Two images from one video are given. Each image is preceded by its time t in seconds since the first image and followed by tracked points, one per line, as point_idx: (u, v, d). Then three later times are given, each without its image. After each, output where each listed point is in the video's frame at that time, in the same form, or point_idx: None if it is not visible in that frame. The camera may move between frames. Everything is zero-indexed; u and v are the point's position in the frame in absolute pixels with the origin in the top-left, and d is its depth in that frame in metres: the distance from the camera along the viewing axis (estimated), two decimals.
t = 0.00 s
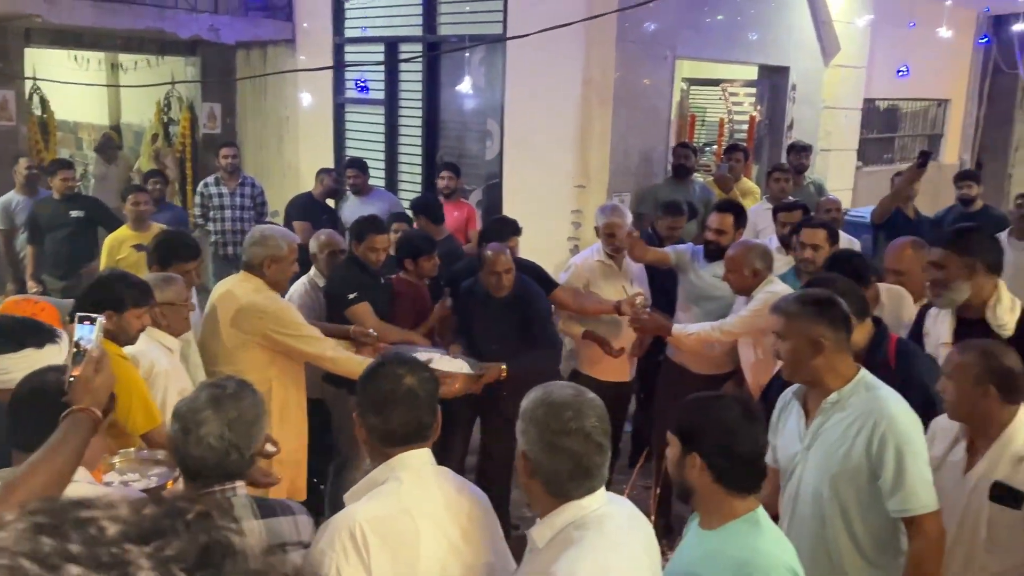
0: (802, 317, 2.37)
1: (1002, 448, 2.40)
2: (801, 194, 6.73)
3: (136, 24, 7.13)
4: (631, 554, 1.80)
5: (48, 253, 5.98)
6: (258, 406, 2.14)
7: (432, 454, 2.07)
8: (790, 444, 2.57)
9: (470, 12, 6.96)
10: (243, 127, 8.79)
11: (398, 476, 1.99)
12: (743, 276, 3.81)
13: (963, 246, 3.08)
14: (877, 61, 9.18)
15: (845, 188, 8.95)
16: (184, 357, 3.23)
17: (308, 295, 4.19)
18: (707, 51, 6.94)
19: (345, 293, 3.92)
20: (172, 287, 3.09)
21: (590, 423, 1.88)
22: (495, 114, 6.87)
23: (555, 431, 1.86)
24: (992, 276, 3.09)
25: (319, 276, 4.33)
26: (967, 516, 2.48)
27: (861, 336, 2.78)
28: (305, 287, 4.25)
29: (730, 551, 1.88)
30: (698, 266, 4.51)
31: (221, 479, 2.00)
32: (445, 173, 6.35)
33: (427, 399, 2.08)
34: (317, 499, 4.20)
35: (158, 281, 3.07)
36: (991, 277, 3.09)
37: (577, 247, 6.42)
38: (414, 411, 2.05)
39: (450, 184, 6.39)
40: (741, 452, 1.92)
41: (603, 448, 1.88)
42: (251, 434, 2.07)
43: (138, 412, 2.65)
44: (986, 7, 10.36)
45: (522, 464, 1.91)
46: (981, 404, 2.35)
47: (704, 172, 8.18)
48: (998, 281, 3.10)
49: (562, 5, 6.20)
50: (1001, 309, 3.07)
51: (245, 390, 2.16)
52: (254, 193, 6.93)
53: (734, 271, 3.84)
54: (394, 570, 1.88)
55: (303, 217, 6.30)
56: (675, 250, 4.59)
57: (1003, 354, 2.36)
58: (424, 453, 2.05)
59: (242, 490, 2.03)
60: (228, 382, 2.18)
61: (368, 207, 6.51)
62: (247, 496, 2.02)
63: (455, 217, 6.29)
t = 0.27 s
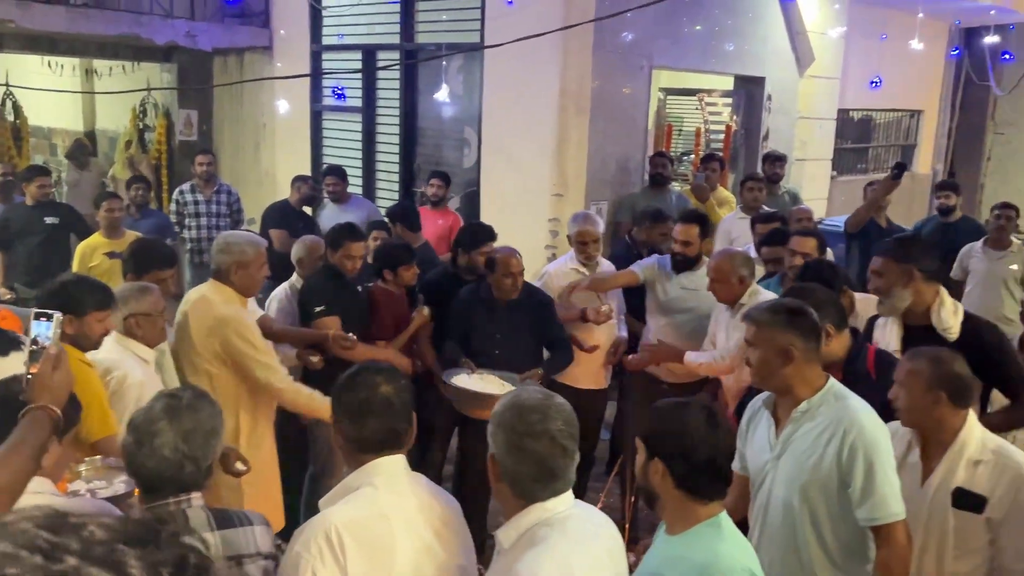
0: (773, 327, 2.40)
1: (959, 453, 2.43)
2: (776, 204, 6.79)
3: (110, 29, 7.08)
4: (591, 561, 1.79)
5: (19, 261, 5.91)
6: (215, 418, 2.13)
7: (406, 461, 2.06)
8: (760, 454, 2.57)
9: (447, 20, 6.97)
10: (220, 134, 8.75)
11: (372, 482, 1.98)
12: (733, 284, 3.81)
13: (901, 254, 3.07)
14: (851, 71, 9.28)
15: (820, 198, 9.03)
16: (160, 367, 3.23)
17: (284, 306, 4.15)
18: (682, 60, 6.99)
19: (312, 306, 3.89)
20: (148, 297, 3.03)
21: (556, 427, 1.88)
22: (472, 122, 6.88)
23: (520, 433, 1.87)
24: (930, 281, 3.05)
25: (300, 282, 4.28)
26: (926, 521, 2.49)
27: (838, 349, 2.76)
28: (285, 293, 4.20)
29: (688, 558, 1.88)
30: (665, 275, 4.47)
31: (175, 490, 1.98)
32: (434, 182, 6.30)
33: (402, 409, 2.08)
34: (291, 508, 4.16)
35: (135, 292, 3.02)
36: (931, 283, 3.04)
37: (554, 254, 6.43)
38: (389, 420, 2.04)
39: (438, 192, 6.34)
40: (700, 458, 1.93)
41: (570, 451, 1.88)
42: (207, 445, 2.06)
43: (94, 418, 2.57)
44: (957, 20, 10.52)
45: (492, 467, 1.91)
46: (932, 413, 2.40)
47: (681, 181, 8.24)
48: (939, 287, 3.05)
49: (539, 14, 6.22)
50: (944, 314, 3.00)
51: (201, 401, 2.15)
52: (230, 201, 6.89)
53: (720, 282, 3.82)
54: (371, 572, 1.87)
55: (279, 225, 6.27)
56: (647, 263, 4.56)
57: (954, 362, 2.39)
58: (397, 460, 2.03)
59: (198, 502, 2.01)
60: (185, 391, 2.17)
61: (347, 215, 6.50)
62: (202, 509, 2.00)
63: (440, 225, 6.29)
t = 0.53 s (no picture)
0: (749, 338, 2.36)
1: (921, 461, 2.45)
2: (755, 212, 6.83)
3: (87, 34, 7.03)
4: (558, 566, 1.79)
5: None
6: (174, 427, 2.12)
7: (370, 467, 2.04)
8: (739, 465, 2.56)
9: (427, 28, 6.98)
10: (199, 140, 8.71)
11: (333, 491, 1.96)
12: (729, 294, 3.72)
13: (855, 262, 3.06)
14: (829, 82, 9.37)
15: (799, 206, 9.11)
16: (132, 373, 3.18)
17: (264, 312, 4.14)
18: (662, 69, 7.03)
19: (291, 330, 3.86)
20: (126, 309, 2.94)
21: (526, 430, 1.88)
22: (453, 129, 6.88)
23: (488, 436, 1.87)
24: (886, 288, 3.06)
25: (283, 287, 4.24)
26: (892, 530, 2.51)
27: (826, 356, 2.71)
28: (266, 298, 4.18)
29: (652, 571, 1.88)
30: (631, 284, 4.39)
31: (136, 500, 1.96)
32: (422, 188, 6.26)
33: (366, 416, 2.05)
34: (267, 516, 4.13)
35: (113, 302, 2.93)
36: (884, 289, 3.06)
37: (534, 262, 6.44)
38: (352, 429, 2.01)
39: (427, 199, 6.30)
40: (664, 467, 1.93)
41: (538, 456, 1.88)
42: (166, 455, 2.04)
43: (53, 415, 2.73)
44: (933, 31, 10.65)
45: (464, 475, 1.91)
46: (891, 421, 2.41)
47: (661, 189, 8.29)
48: (893, 293, 3.08)
49: (519, 22, 6.23)
50: (900, 319, 3.03)
51: (160, 409, 2.14)
52: (208, 207, 6.84)
53: (714, 294, 3.73)
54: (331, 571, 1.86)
55: (258, 231, 6.23)
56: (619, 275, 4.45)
57: (910, 370, 2.39)
58: (360, 467, 2.01)
59: (158, 511, 1.97)
60: (140, 400, 2.16)
61: (329, 222, 6.47)
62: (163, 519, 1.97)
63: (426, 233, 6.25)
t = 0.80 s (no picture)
0: (740, 351, 2.31)
1: (896, 473, 2.47)
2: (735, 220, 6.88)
3: (67, 38, 6.98)
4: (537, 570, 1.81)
5: None
6: (147, 432, 2.11)
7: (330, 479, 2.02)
8: (725, 476, 2.52)
9: (410, 34, 6.98)
10: (181, 144, 8.66)
11: (288, 506, 1.94)
12: (727, 298, 3.74)
13: (823, 271, 3.17)
14: (809, 90, 9.45)
15: (779, 213, 9.18)
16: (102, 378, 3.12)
17: (248, 318, 4.14)
18: (644, 76, 7.07)
19: (290, 357, 3.81)
20: (105, 320, 2.88)
21: (501, 441, 1.88)
22: (435, 135, 6.88)
23: (464, 447, 1.88)
24: (853, 295, 3.16)
25: (270, 295, 4.19)
26: (865, 541, 2.52)
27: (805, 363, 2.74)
28: (251, 305, 4.16)
29: None
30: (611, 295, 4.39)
31: (109, 507, 1.95)
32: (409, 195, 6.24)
33: (326, 421, 2.04)
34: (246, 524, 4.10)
35: (92, 312, 2.88)
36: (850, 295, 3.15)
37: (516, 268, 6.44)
38: (311, 434, 2.00)
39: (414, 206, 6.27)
40: (636, 475, 1.95)
41: (513, 466, 1.89)
42: (141, 461, 2.03)
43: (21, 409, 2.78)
44: (911, 40, 10.77)
45: (440, 485, 1.91)
46: (868, 431, 2.42)
47: (643, 195, 8.34)
48: (861, 300, 3.16)
49: (501, 29, 6.24)
50: (870, 326, 3.10)
51: (134, 415, 2.13)
52: (189, 213, 6.80)
53: (712, 298, 3.73)
54: None
55: (239, 238, 6.21)
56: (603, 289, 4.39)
57: (889, 382, 2.40)
58: (319, 480, 1.99)
59: (133, 518, 1.97)
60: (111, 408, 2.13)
61: (314, 228, 6.45)
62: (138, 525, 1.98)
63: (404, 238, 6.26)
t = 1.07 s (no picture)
0: (738, 368, 2.24)
1: (881, 486, 2.43)
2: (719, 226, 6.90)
3: (48, 42, 6.93)
4: None
5: None
6: (125, 437, 2.07)
7: (294, 493, 2.00)
8: (719, 494, 2.46)
9: (394, 39, 6.98)
10: (163, 149, 8.60)
11: (247, 524, 1.91)
12: (718, 301, 3.75)
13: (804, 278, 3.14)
14: (792, 97, 9.52)
15: (763, 220, 9.23)
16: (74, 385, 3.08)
17: (232, 326, 4.11)
18: (628, 83, 7.10)
19: (283, 372, 3.56)
20: (77, 327, 2.85)
21: (466, 453, 1.87)
22: (419, 141, 6.87)
23: (429, 460, 1.87)
24: (835, 303, 3.15)
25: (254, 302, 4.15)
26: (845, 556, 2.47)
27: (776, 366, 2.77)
28: (235, 312, 4.12)
29: None
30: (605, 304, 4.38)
31: (87, 514, 1.94)
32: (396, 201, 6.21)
33: (286, 428, 2.03)
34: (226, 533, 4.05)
35: (64, 319, 2.85)
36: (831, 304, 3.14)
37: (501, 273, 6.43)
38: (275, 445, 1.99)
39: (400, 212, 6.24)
40: (619, 481, 1.94)
41: (480, 480, 1.87)
42: (119, 467, 2.01)
43: None
44: (892, 48, 10.89)
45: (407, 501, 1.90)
46: (855, 443, 2.43)
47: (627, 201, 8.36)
48: (842, 307, 3.16)
49: (485, 34, 6.24)
50: (851, 334, 3.13)
51: (111, 419, 2.09)
52: (171, 218, 6.75)
53: (703, 302, 3.73)
54: None
55: (222, 244, 6.19)
56: (599, 304, 4.30)
57: (876, 392, 2.41)
58: (285, 493, 1.97)
59: (112, 523, 1.98)
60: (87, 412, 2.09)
61: (300, 233, 6.42)
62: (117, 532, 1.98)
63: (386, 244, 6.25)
